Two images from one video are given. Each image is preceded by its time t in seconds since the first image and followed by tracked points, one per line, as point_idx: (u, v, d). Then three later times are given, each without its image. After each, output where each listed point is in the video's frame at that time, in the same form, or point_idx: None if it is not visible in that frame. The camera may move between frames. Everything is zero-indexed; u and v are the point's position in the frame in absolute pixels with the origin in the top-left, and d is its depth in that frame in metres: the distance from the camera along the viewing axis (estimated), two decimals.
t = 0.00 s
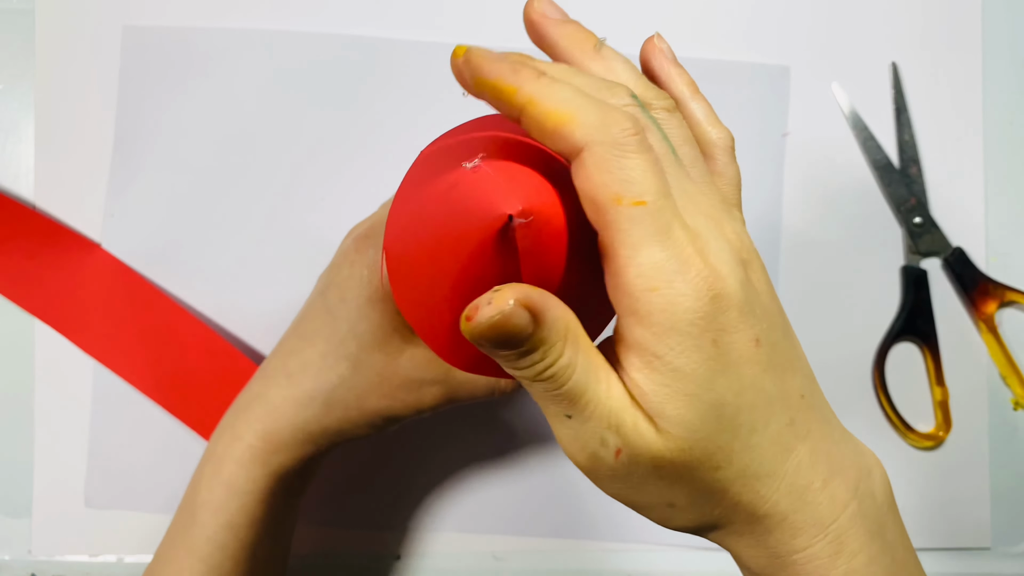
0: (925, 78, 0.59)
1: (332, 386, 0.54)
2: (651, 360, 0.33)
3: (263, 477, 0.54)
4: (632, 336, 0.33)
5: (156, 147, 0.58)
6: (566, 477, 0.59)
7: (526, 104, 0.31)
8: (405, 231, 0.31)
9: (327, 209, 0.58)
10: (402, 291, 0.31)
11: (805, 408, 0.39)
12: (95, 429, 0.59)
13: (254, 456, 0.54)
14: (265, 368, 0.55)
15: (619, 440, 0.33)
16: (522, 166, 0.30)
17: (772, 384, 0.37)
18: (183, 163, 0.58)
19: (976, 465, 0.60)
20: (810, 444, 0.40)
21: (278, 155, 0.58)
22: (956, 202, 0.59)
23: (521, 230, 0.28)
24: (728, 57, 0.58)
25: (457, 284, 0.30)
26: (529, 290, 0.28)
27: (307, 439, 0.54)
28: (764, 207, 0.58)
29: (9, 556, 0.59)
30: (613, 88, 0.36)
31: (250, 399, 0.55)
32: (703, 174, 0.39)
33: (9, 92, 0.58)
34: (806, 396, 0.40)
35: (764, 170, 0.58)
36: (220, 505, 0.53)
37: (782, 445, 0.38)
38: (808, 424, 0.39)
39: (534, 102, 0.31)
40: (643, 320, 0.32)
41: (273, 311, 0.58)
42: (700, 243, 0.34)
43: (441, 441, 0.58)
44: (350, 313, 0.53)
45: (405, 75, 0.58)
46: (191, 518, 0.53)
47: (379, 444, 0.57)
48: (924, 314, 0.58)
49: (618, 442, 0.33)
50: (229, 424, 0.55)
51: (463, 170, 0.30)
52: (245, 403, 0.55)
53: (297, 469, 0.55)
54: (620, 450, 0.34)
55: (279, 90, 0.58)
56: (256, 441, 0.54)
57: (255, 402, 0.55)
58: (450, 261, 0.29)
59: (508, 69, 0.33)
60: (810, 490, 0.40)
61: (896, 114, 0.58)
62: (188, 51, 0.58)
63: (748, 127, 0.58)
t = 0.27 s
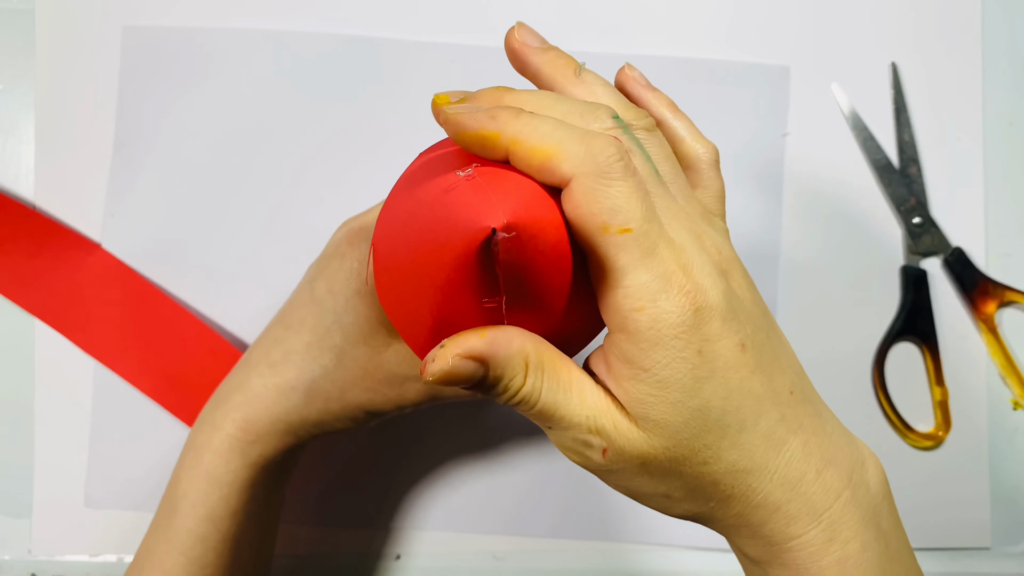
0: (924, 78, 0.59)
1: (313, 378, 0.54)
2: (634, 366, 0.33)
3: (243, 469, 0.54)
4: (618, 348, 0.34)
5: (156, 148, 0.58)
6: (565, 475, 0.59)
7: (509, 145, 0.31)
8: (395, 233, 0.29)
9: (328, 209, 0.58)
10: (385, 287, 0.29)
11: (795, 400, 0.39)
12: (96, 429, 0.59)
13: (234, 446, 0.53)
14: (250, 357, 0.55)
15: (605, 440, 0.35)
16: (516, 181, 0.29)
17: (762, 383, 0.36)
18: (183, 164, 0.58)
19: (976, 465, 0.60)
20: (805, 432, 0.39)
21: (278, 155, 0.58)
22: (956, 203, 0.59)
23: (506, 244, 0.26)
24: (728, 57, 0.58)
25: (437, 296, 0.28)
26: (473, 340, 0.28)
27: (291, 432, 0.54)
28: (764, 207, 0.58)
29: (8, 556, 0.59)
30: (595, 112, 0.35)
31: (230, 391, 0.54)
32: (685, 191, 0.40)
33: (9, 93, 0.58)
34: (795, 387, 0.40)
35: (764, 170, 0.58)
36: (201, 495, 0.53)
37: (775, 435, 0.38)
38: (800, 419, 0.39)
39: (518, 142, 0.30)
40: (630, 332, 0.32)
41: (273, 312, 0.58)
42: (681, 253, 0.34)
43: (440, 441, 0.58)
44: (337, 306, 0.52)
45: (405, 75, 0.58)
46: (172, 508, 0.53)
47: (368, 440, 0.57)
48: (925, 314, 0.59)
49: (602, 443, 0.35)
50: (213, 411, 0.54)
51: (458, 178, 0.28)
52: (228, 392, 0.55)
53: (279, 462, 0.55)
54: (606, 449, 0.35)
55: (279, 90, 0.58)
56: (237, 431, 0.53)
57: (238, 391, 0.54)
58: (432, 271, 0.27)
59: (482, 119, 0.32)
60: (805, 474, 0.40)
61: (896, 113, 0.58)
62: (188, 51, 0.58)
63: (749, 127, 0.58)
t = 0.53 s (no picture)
0: (924, 78, 0.59)
1: (310, 388, 0.51)
2: (667, 383, 0.34)
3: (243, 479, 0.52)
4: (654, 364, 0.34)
5: (156, 148, 0.58)
6: (564, 477, 0.58)
7: (560, 144, 0.31)
8: (390, 231, 0.28)
9: (328, 209, 0.58)
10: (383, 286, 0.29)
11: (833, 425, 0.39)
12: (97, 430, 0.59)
13: (232, 455, 0.52)
14: (247, 366, 0.53)
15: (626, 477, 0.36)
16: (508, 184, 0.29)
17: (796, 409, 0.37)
18: (183, 164, 0.58)
19: (976, 465, 0.60)
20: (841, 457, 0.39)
21: (279, 156, 0.58)
22: (955, 203, 0.59)
23: (499, 253, 0.27)
24: (727, 57, 0.59)
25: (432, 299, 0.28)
26: (458, 428, 0.37)
27: (288, 442, 0.52)
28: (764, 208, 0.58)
29: (8, 556, 0.59)
30: (652, 132, 0.36)
31: (229, 401, 0.52)
32: (733, 220, 0.41)
33: (9, 93, 0.58)
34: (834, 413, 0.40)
35: (764, 170, 0.58)
36: (197, 506, 0.51)
37: (814, 462, 0.38)
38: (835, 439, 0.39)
39: (570, 144, 0.31)
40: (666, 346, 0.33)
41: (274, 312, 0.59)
42: (718, 270, 0.35)
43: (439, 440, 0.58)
44: (330, 311, 0.49)
45: (405, 75, 0.58)
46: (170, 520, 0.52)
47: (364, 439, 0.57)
48: (924, 314, 0.58)
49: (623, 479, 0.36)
50: (209, 423, 0.53)
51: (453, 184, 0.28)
52: (224, 403, 0.53)
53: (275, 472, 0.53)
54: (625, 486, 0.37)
55: (279, 90, 0.58)
56: (234, 443, 0.52)
57: (236, 402, 0.52)
58: (428, 273, 0.27)
59: (555, 106, 0.33)
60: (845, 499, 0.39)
61: (896, 114, 0.58)
62: (188, 52, 0.58)
63: (748, 127, 0.58)
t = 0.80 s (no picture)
0: (924, 78, 0.59)
1: (228, 400, 0.48)
2: (650, 421, 0.47)
3: (180, 502, 0.50)
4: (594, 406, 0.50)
5: (156, 148, 0.58)
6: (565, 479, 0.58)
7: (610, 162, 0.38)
8: (382, 222, 0.29)
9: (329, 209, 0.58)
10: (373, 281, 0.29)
11: (671, 472, 0.47)
12: (100, 429, 0.60)
13: (168, 485, 0.49)
14: (174, 387, 0.50)
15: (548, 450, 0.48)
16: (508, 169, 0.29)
17: (651, 449, 0.46)
18: (183, 164, 0.58)
19: (976, 464, 0.60)
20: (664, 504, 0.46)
21: (279, 156, 0.58)
22: (955, 203, 0.59)
23: (496, 236, 0.27)
24: (727, 58, 0.59)
25: (430, 287, 0.28)
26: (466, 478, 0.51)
27: (225, 457, 0.49)
28: (763, 208, 0.59)
29: (10, 555, 0.59)
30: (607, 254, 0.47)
31: (155, 426, 0.50)
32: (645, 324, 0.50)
33: (10, 93, 0.58)
34: (708, 495, 0.49)
35: (763, 170, 0.59)
36: (134, 530, 0.49)
37: (694, 493, 0.48)
38: (679, 480, 0.47)
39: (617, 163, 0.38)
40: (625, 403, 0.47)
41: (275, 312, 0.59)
42: (673, 348, 0.48)
43: (440, 441, 0.57)
44: (256, 320, 0.47)
45: (405, 73, 0.58)
46: (104, 550, 0.50)
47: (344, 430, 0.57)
48: (922, 315, 0.58)
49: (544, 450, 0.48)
50: (140, 448, 0.50)
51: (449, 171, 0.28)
52: (157, 425, 0.50)
53: (200, 492, 0.50)
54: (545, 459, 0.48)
55: (279, 90, 0.58)
56: (170, 468, 0.49)
57: (164, 428, 0.49)
58: (425, 263, 0.28)
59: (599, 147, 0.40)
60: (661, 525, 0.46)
61: (894, 114, 0.58)
62: (187, 52, 0.58)
63: (747, 127, 0.58)
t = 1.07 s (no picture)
0: (922, 79, 0.59)
1: (254, 349, 0.48)
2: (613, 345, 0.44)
3: (215, 452, 0.50)
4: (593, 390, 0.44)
5: (156, 148, 0.58)
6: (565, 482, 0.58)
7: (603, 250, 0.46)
8: (331, 125, 0.29)
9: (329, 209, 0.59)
10: (331, 194, 0.31)
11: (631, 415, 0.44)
12: (103, 428, 0.60)
13: (200, 442, 0.49)
14: (207, 345, 0.50)
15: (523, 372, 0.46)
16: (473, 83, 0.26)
17: (616, 367, 0.44)
18: (184, 164, 0.58)
19: (975, 464, 0.60)
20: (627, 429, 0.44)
21: (281, 156, 0.58)
22: (953, 204, 0.59)
23: (437, 101, 0.25)
24: (726, 59, 0.59)
25: (377, 205, 0.30)
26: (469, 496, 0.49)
27: (254, 406, 0.50)
28: (762, 208, 0.59)
29: (11, 554, 0.60)
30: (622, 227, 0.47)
31: (187, 380, 0.51)
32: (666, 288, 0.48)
33: (11, 93, 0.59)
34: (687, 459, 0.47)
35: (762, 171, 0.59)
36: (167, 483, 0.49)
37: (659, 415, 0.45)
38: (636, 407, 0.44)
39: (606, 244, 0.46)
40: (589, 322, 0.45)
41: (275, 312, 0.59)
42: (645, 282, 0.45)
43: (440, 439, 0.58)
44: (273, 272, 0.48)
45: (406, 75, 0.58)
46: (132, 519, 0.48)
47: (353, 408, 0.57)
48: (921, 315, 0.58)
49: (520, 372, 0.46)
50: (172, 409, 0.50)
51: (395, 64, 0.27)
52: (185, 385, 0.50)
53: (239, 443, 0.50)
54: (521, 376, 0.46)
55: (280, 90, 0.58)
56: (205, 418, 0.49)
57: (193, 386, 0.50)
58: (366, 179, 0.29)
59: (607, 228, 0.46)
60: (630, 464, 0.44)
61: (893, 114, 0.58)
62: (188, 52, 0.58)
63: (746, 128, 0.59)
